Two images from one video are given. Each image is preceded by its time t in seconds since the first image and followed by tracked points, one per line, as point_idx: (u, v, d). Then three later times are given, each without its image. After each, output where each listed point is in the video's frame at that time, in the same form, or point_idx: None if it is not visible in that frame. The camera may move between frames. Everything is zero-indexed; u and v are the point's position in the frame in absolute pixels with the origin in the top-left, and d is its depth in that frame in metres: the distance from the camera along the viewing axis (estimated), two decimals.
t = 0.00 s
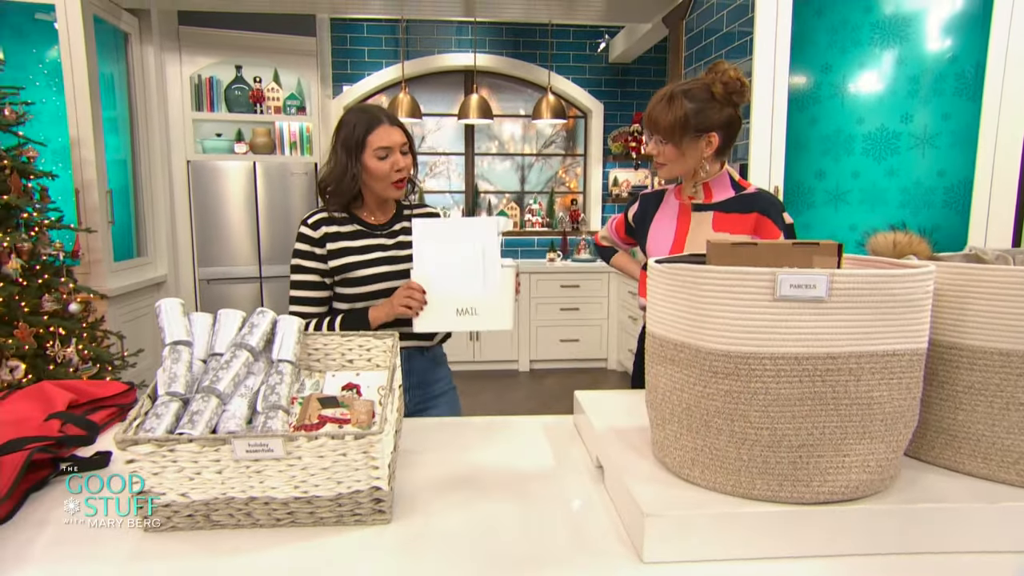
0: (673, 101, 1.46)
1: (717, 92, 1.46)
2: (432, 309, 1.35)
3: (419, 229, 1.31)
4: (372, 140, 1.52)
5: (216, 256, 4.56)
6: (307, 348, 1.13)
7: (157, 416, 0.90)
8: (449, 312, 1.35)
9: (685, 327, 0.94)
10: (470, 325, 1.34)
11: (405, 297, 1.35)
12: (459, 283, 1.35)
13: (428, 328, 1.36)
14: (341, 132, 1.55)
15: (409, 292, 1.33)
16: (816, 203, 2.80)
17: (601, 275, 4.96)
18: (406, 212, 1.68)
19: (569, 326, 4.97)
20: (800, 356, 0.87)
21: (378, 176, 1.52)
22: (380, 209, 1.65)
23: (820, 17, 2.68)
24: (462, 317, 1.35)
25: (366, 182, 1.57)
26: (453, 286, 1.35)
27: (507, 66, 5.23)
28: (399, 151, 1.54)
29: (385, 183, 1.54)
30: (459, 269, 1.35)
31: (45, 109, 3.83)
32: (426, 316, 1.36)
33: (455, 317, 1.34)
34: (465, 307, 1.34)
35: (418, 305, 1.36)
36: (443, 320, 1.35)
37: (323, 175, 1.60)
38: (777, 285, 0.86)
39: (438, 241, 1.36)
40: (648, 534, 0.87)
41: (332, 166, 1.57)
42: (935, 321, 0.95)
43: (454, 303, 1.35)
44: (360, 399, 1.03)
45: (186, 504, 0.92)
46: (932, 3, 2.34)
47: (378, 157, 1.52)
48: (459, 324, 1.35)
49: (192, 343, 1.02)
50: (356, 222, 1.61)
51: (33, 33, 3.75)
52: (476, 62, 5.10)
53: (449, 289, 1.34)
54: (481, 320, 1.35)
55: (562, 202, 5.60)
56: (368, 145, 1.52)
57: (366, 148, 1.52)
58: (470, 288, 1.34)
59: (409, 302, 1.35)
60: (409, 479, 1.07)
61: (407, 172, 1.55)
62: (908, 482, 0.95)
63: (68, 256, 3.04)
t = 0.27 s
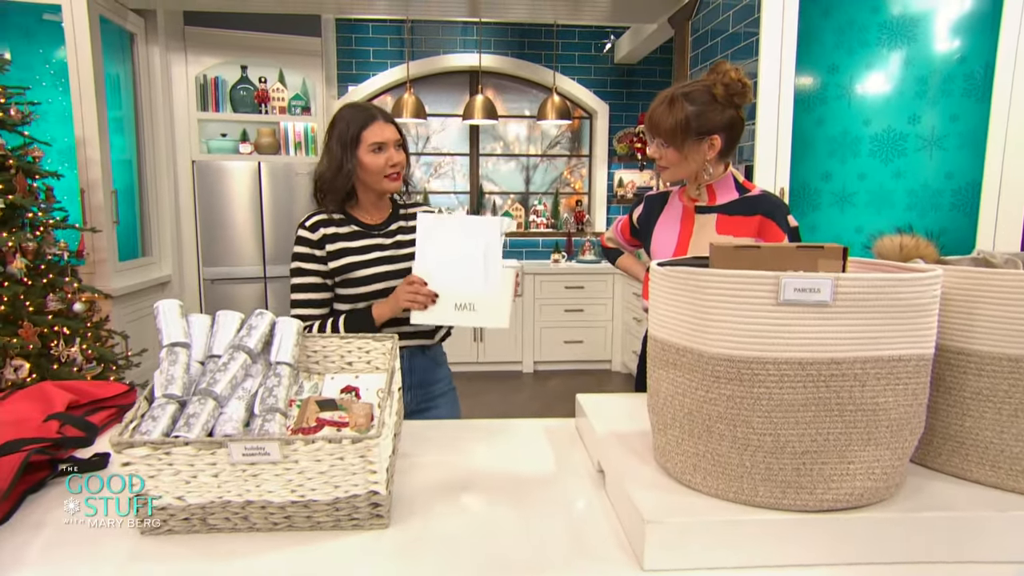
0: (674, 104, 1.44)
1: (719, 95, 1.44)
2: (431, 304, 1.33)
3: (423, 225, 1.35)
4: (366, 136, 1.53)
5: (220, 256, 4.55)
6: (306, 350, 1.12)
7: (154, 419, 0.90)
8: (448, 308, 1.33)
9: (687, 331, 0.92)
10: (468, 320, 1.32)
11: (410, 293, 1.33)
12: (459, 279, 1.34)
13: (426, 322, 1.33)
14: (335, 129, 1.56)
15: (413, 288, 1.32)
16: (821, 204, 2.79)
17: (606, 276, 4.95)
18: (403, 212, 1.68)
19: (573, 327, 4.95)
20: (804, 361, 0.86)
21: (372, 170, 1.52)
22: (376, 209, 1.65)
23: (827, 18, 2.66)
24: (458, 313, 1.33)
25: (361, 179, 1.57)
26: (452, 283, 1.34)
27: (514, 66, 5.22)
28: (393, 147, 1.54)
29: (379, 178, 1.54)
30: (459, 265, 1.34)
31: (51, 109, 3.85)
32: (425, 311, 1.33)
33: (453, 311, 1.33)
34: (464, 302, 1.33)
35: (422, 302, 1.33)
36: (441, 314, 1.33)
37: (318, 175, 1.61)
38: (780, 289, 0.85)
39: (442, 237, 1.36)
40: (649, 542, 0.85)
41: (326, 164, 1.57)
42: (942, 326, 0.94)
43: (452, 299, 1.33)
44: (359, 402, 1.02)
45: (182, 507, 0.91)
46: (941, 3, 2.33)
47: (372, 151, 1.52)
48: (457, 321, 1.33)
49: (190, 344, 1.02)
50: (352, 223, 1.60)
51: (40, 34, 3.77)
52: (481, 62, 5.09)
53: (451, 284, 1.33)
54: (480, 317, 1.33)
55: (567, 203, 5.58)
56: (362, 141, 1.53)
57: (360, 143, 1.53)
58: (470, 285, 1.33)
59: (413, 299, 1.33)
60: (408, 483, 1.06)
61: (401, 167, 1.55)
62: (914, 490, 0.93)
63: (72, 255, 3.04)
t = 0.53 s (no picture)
0: (678, 103, 1.43)
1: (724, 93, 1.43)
2: (427, 283, 1.31)
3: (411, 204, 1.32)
4: (359, 134, 1.51)
5: (223, 255, 4.55)
6: (303, 352, 1.11)
7: (147, 421, 0.89)
8: (445, 284, 1.32)
9: (690, 334, 0.91)
10: (465, 296, 1.31)
11: (405, 272, 1.32)
12: (452, 255, 1.32)
13: (424, 301, 1.32)
14: (330, 127, 1.55)
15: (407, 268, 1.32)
16: (827, 206, 2.78)
17: (609, 277, 4.93)
18: (400, 211, 1.66)
19: (576, 328, 4.93)
20: (809, 366, 0.84)
21: (365, 168, 1.51)
22: (372, 208, 1.63)
23: (833, 17, 2.65)
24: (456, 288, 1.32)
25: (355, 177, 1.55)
26: (446, 260, 1.32)
27: (517, 66, 5.21)
28: (387, 145, 1.53)
29: (372, 176, 1.52)
30: (451, 241, 1.33)
31: (54, 108, 3.86)
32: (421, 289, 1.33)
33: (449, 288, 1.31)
34: (460, 279, 1.31)
35: (418, 281, 1.32)
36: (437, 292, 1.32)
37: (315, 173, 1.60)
38: (785, 291, 0.83)
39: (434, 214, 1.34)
40: (650, 549, 0.84)
41: (322, 162, 1.56)
42: (950, 330, 0.92)
43: (448, 276, 1.32)
44: (356, 405, 1.01)
45: (176, 512, 0.90)
46: (947, 3, 2.29)
47: (365, 149, 1.51)
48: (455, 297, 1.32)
49: (185, 345, 1.00)
50: (349, 222, 1.59)
51: (44, 33, 3.78)
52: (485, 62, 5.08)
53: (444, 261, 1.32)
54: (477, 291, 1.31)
55: (571, 203, 5.57)
56: (356, 138, 1.51)
57: (354, 141, 1.52)
58: (464, 260, 1.31)
59: (409, 278, 1.32)
60: (406, 486, 1.05)
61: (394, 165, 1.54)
62: (921, 497, 0.91)
63: (74, 255, 3.04)
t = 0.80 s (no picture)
0: (682, 98, 1.41)
1: (731, 92, 1.40)
2: (427, 314, 1.31)
3: (419, 232, 1.33)
4: (367, 140, 1.49)
5: (223, 255, 4.53)
6: (299, 353, 1.09)
7: (138, 425, 0.88)
8: (444, 316, 1.31)
9: (692, 337, 0.89)
10: (464, 330, 1.29)
11: (406, 301, 1.32)
12: (455, 287, 1.31)
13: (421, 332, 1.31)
14: (332, 131, 1.51)
15: (408, 298, 1.31)
16: (831, 206, 2.71)
17: (611, 278, 4.90)
18: (398, 212, 1.66)
19: (579, 329, 4.91)
20: (815, 370, 0.82)
21: (375, 175, 1.49)
22: (371, 210, 1.62)
23: (839, 15, 2.59)
24: (456, 323, 1.31)
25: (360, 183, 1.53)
26: (448, 291, 1.32)
27: (519, 66, 5.20)
28: (395, 151, 1.52)
29: (380, 182, 1.51)
30: (455, 274, 1.32)
31: (53, 106, 3.86)
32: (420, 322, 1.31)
33: (449, 321, 1.30)
34: (459, 311, 1.30)
35: (417, 312, 1.32)
36: (434, 325, 1.30)
37: (315, 177, 1.55)
38: (790, 294, 0.81)
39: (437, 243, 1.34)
40: (652, 557, 0.81)
41: (324, 167, 1.52)
42: (959, 333, 0.90)
43: (448, 307, 1.31)
44: (352, 408, 0.99)
45: (168, 517, 0.89)
46: (952, 2, 2.32)
47: (374, 156, 1.48)
48: (453, 329, 1.30)
49: (178, 347, 0.99)
50: (344, 225, 1.56)
51: (43, 31, 3.78)
52: (486, 60, 5.07)
53: (445, 294, 1.31)
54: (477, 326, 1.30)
55: (573, 203, 5.54)
56: (363, 145, 1.48)
57: (362, 148, 1.48)
58: (465, 293, 1.30)
59: (408, 308, 1.31)
60: (403, 491, 1.03)
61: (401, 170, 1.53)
62: (928, 505, 0.89)
63: (74, 254, 3.03)
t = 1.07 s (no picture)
0: (687, 94, 1.38)
1: (735, 88, 1.38)
2: (426, 309, 1.29)
3: (420, 227, 1.30)
4: (354, 137, 1.46)
5: (219, 254, 4.47)
6: (290, 357, 1.06)
7: (123, 431, 0.85)
8: (444, 312, 1.28)
9: (695, 340, 0.86)
10: (465, 325, 1.27)
11: (405, 295, 1.30)
12: (456, 282, 1.29)
13: (421, 327, 1.29)
14: (323, 129, 1.49)
15: (408, 291, 1.30)
16: (839, 205, 2.71)
17: (613, 278, 4.87)
18: (394, 211, 1.62)
19: (580, 331, 4.88)
20: (824, 375, 0.79)
21: (361, 173, 1.46)
22: (366, 210, 1.59)
23: (846, 10, 2.58)
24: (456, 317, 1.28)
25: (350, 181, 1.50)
26: (449, 287, 1.29)
27: (520, 62, 5.17)
28: (384, 148, 1.48)
29: (367, 180, 1.47)
30: (457, 269, 1.29)
31: (43, 103, 3.83)
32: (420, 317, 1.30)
33: (448, 316, 1.28)
34: (460, 306, 1.28)
35: (417, 306, 1.30)
36: (434, 320, 1.28)
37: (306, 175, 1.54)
38: (798, 296, 0.79)
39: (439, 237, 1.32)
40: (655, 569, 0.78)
41: (314, 165, 1.50)
42: (974, 337, 0.87)
43: (449, 303, 1.28)
44: (346, 413, 0.97)
45: (154, 527, 0.86)
46: None
47: (361, 154, 1.45)
48: (453, 325, 1.28)
49: (166, 351, 0.97)
50: (339, 225, 1.54)
51: (33, 26, 3.79)
52: (486, 57, 5.04)
53: (446, 288, 1.29)
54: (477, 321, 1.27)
55: (575, 202, 5.51)
56: (350, 142, 1.46)
57: (349, 145, 1.46)
58: (465, 287, 1.28)
59: (408, 302, 1.30)
60: (398, 498, 1.00)
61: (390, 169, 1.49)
62: (941, 515, 0.86)
63: (65, 254, 3.00)
